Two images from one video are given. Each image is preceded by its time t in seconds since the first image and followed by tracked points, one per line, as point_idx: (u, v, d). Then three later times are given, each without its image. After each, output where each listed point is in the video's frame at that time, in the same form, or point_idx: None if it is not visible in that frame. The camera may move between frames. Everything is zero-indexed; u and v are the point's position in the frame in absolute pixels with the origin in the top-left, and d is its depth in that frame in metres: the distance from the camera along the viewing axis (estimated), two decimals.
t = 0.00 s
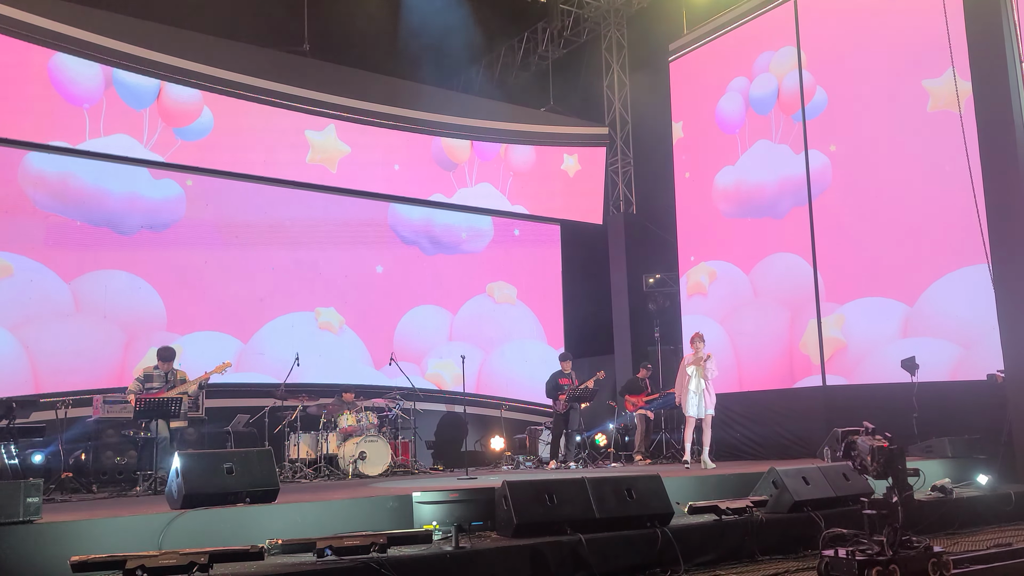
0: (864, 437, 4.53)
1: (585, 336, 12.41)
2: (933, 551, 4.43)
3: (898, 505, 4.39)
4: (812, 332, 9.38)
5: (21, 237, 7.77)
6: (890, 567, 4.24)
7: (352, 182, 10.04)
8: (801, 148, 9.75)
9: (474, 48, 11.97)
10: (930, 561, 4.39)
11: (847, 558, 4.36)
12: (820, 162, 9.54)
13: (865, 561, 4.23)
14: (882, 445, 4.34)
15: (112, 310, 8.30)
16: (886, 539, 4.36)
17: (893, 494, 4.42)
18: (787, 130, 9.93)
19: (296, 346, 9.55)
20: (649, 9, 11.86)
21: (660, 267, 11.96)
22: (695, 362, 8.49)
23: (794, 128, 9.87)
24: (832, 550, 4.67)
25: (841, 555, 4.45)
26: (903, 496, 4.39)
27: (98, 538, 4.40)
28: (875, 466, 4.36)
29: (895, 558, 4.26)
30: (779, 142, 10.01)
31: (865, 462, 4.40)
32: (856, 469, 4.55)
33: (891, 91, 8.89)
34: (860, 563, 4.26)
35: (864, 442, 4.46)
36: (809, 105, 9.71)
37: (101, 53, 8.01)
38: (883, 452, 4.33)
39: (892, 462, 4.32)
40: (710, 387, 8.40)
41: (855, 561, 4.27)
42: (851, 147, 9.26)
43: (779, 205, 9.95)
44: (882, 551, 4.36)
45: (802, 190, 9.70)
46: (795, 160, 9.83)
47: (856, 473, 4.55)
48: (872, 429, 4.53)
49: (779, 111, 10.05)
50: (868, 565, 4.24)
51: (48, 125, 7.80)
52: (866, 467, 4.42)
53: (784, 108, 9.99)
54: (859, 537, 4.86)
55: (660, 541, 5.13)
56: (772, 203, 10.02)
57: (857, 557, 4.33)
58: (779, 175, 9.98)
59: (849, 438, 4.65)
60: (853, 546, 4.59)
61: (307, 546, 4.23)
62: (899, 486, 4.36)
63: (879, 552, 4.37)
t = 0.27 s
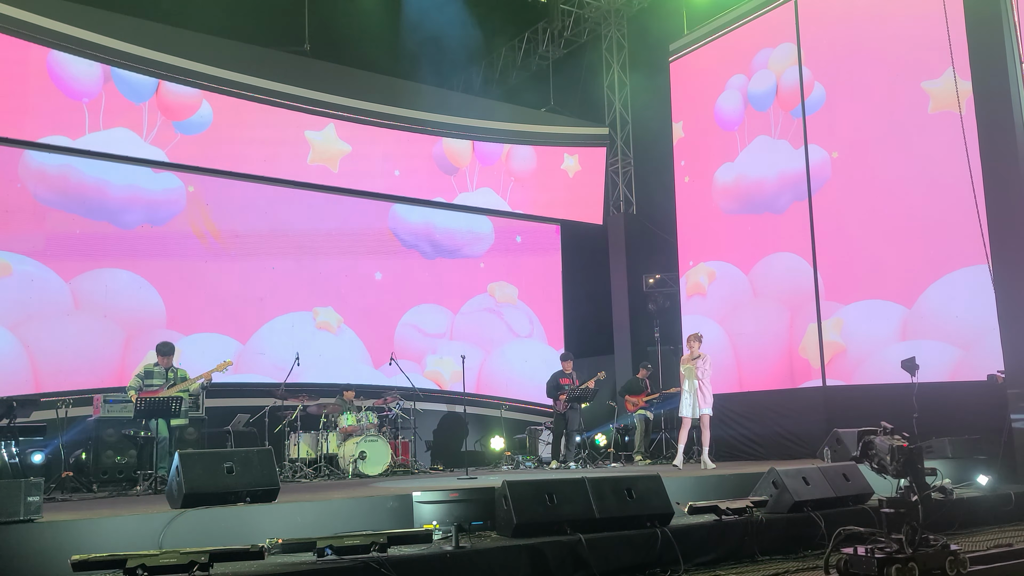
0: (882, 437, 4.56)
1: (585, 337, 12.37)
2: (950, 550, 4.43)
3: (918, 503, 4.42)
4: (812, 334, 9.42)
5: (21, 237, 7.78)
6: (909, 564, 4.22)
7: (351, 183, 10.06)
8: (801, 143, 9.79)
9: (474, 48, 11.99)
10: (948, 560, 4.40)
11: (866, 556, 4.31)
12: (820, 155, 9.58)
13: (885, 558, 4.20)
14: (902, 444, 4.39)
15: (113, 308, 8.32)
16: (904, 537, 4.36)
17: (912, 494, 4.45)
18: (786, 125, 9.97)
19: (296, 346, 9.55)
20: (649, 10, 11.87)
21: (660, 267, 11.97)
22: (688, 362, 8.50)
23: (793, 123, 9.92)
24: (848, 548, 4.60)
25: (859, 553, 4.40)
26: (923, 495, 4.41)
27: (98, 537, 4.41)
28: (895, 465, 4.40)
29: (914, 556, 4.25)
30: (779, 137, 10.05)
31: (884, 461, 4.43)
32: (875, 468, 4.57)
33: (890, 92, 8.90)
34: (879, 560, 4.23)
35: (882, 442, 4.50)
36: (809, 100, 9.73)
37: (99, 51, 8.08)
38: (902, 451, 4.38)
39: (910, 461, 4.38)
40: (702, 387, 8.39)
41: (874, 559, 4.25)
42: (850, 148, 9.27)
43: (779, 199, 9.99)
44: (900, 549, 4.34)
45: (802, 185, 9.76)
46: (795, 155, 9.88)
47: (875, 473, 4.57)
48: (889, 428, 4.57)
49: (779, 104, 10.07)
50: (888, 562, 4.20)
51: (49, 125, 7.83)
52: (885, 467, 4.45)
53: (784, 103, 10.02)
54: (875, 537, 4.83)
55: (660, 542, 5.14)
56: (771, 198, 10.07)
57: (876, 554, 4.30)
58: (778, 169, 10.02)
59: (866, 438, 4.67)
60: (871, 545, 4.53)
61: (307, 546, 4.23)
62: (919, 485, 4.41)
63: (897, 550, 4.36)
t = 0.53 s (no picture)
0: (901, 438, 4.60)
1: (586, 339, 12.35)
2: (968, 549, 4.47)
3: (937, 503, 4.43)
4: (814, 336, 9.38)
5: (22, 236, 7.79)
6: (928, 563, 4.27)
7: (352, 183, 10.04)
8: (800, 138, 9.79)
9: (476, 48, 11.97)
10: (965, 559, 4.44)
11: (886, 555, 4.35)
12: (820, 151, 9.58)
13: (904, 556, 4.24)
14: (923, 445, 4.41)
15: (113, 307, 8.32)
16: (923, 537, 4.41)
17: (931, 494, 4.47)
18: (786, 121, 9.97)
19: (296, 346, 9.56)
20: (652, 10, 11.84)
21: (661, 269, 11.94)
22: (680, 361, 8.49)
23: (793, 120, 9.91)
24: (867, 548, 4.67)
25: (880, 552, 4.42)
26: (943, 495, 4.45)
27: (98, 537, 4.41)
28: (916, 465, 4.41)
29: (933, 555, 4.31)
30: (779, 133, 10.04)
31: (905, 461, 4.46)
32: (895, 469, 4.62)
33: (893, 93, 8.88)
34: (898, 559, 4.27)
35: (903, 443, 4.53)
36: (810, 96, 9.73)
37: (100, 51, 8.05)
38: (923, 452, 4.39)
39: (931, 461, 4.38)
40: (694, 386, 8.41)
41: (893, 558, 4.27)
42: (852, 149, 9.26)
43: (779, 196, 9.99)
44: (920, 548, 4.39)
45: (801, 181, 9.75)
46: (795, 151, 9.86)
47: (895, 473, 4.62)
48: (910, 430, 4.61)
49: (780, 100, 10.06)
50: (907, 561, 4.24)
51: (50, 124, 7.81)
52: (906, 467, 4.47)
53: (784, 99, 10.02)
54: (895, 537, 4.89)
55: (660, 543, 5.14)
56: (772, 194, 10.06)
57: (895, 554, 4.34)
58: (778, 165, 10.01)
59: (885, 439, 4.75)
60: (891, 546, 4.58)
61: (307, 545, 4.24)
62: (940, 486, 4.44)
63: (917, 549, 4.40)
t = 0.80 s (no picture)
0: (923, 440, 4.61)
1: (588, 340, 12.33)
2: (987, 548, 4.41)
3: (959, 504, 4.38)
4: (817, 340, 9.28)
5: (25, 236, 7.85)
6: (949, 562, 4.21)
7: (355, 183, 10.02)
8: (801, 137, 9.71)
9: (474, 48, 11.90)
10: (985, 558, 4.38)
11: (908, 554, 4.30)
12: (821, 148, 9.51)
13: (925, 556, 4.18)
14: (946, 447, 4.41)
15: (114, 306, 8.32)
16: (944, 536, 4.35)
17: (953, 494, 4.40)
18: (786, 119, 9.87)
19: (298, 347, 9.58)
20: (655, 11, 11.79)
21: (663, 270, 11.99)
22: (673, 362, 8.40)
23: (793, 117, 9.80)
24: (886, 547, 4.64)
25: (901, 551, 4.37)
26: (965, 496, 4.37)
27: (100, 536, 4.43)
28: (939, 466, 4.42)
29: (955, 554, 4.25)
30: (778, 133, 9.97)
31: (927, 463, 4.47)
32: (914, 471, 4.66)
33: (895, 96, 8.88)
34: (920, 558, 4.21)
35: (925, 445, 4.54)
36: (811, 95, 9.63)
37: (103, 51, 8.06)
38: (947, 454, 4.39)
39: (954, 462, 4.38)
40: (686, 388, 8.32)
41: (915, 556, 4.22)
42: (855, 151, 9.25)
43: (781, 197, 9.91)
44: (941, 548, 4.33)
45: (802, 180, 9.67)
46: (796, 150, 9.77)
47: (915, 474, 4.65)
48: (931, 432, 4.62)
49: (783, 101, 9.93)
50: (929, 560, 4.19)
51: (53, 124, 7.83)
52: (928, 468, 4.48)
53: (787, 98, 9.88)
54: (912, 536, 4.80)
55: (660, 544, 5.14)
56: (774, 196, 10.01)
57: (917, 553, 4.28)
58: (778, 164, 9.95)
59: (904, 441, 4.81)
60: (910, 545, 4.52)
61: (309, 545, 4.27)
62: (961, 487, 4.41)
63: (938, 548, 4.35)
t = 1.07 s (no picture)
0: (942, 442, 4.75)
1: (588, 342, 12.27)
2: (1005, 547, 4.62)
3: (976, 504, 4.57)
4: (820, 341, 9.32)
5: (28, 235, 7.86)
6: (968, 561, 4.40)
7: (357, 183, 10.01)
8: (804, 140, 9.75)
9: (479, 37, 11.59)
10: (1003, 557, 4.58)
11: (928, 553, 4.48)
12: (823, 154, 9.53)
13: (945, 555, 4.37)
14: (968, 448, 4.54)
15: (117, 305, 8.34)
16: (963, 536, 4.53)
17: (970, 495, 4.60)
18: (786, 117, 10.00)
19: (301, 347, 9.60)
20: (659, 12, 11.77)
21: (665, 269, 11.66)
22: (668, 362, 8.34)
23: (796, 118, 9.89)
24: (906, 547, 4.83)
25: (922, 551, 4.54)
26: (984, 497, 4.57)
27: (102, 535, 4.43)
28: (960, 468, 4.56)
29: (973, 553, 4.44)
30: (784, 134, 10.01)
31: (949, 464, 4.62)
32: (934, 471, 4.79)
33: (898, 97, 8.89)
34: (940, 557, 4.40)
35: (945, 446, 4.69)
36: (814, 98, 9.68)
37: (107, 51, 8.08)
38: (968, 456, 4.53)
39: (975, 464, 4.51)
40: (681, 387, 8.24)
41: (935, 556, 4.41)
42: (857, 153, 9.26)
43: (784, 199, 9.91)
44: (959, 547, 4.52)
45: (802, 182, 9.73)
46: (800, 152, 9.79)
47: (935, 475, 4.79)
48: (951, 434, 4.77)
49: (785, 99, 10.04)
50: (948, 559, 4.39)
51: (57, 124, 7.84)
52: (949, 469, 4.62)
53: (792, 97, 9.95)
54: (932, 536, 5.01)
55: (662, 545, 5.13)
56: (776, 197, 10.02)
57: (936, 553, 4.47)
58: (774, 163, 10.09)
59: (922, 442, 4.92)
60: (930, 545, 4.71)
61: (310, 545, 4.26)
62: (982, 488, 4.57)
63: (956, 547, 4.55)
